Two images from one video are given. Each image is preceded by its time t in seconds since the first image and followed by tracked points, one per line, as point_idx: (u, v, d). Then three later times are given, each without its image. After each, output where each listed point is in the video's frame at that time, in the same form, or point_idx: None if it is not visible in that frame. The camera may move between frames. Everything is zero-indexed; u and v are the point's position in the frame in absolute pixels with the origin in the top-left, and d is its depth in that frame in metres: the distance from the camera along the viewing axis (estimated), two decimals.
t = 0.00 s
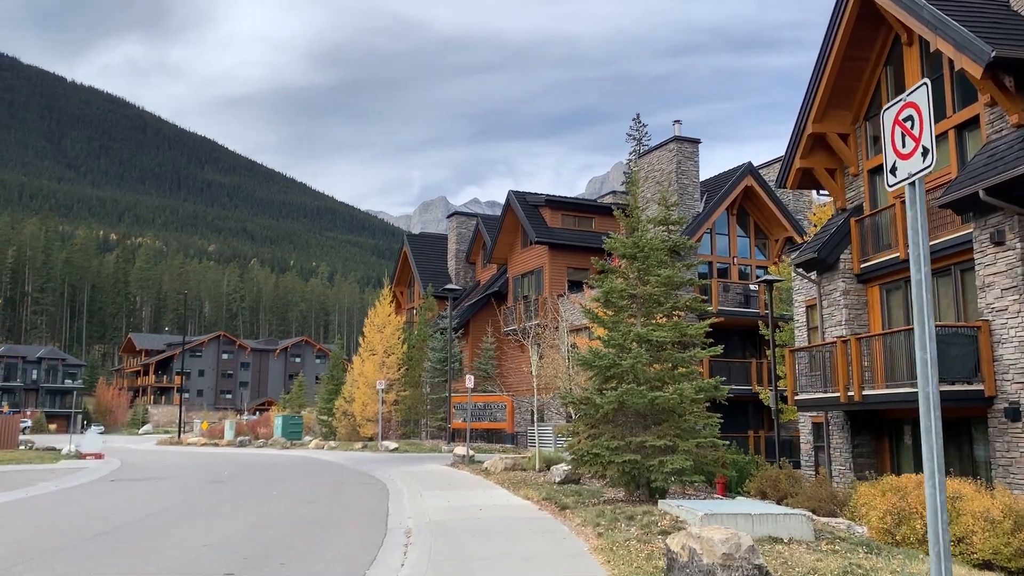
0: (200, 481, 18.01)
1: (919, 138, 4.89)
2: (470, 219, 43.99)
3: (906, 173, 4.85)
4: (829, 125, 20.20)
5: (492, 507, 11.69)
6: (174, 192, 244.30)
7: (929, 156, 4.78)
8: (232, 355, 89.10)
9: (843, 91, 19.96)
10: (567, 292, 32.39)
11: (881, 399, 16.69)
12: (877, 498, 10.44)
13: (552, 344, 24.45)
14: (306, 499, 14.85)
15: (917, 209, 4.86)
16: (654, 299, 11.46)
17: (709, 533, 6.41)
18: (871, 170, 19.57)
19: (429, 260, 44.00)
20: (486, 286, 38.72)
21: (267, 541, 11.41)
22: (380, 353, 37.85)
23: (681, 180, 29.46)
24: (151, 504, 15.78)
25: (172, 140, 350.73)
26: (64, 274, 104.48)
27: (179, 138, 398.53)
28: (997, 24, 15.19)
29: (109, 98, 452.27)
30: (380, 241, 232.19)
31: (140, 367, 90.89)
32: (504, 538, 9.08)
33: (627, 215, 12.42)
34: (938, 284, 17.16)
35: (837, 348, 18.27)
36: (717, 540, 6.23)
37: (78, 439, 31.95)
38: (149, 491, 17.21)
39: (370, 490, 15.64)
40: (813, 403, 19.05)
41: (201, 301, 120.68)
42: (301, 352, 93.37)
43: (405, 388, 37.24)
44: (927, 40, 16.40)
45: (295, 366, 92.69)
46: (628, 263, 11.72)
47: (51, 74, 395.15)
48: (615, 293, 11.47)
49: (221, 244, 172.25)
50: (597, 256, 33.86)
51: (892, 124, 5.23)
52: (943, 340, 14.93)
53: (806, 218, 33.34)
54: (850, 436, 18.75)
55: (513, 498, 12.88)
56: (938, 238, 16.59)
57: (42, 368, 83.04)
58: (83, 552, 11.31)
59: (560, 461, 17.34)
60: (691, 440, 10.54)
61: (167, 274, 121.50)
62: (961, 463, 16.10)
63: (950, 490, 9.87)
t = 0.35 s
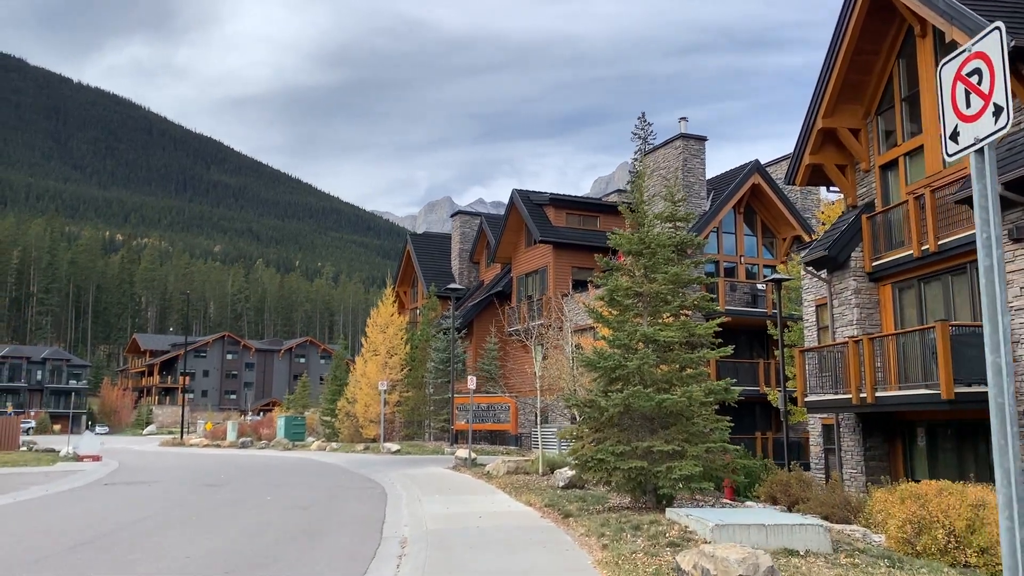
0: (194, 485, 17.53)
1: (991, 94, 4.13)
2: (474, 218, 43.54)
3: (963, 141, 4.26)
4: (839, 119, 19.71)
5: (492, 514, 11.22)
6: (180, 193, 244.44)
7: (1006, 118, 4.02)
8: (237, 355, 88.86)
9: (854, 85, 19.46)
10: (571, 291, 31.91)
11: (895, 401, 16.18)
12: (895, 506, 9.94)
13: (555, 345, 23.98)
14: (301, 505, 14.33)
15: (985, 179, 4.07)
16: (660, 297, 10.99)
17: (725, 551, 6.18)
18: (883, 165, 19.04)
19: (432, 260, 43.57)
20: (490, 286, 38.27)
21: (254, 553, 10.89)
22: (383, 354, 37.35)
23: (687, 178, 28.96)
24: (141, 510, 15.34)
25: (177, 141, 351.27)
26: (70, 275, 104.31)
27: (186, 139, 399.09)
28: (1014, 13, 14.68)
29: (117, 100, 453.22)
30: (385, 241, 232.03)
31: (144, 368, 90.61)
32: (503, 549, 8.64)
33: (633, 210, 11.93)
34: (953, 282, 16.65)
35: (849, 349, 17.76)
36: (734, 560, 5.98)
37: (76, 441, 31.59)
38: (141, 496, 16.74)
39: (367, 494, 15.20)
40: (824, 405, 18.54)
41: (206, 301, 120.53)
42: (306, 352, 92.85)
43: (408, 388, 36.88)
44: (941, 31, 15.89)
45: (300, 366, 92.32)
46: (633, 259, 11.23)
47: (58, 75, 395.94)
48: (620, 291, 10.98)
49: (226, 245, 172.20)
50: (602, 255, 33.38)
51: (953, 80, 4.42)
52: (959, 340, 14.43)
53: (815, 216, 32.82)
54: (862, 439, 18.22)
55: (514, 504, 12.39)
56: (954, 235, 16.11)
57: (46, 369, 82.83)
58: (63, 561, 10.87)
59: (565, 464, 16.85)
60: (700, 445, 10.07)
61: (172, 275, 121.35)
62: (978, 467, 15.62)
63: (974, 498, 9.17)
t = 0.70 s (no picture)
0: (192, 486, 17.03)
1: None
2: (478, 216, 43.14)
3: None
4: (852, 111, 19.22)
5: (494, 518, 10.77)
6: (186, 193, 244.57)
7: None
8: (242, 355, 88.64)
9: (867, 76, 18.98)
10: (577, 289, 31.43)
11: (911, 400, 15.69)
12: (918, 510, 9.47)
13: (561, 343, 23.51)
14: (300, 507, 13.90)
15: None
16: (670, 290, 10.53)
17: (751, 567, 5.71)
18: (897, 158, 18.55)
19: (437, 258, 43.17)
20: (494, 285, 37.82)
21: (250, 555, 10.42)
22: (386, 353, 36.86)
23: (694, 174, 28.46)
24: (134, 511, 14.91)
25: (184, 141, 351.72)
26: (75, 274, 104.18)
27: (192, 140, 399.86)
28: None
29: (123, 100, 454.36)
30: (391, 241, 231.84)
31: (149, 368, 90.32)
32: (505, 555, 8.19)
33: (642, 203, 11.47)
34: (971, 278, 16.15)
35: (863, 346, 17.28)
36: None
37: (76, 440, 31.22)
38: (136, 498, 16.23)
39: (367, 496, 14.77)
40: (837, 405, 18.06)
41: (211, 301, 120.35)
42: (310, 352, 92.91)
43: (412, 388, 36.51)
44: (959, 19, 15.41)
45: (305, 366, 91.91)
46: (641, 251, 10.79)
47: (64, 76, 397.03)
48: (628, 285, 10.51)
49: (232, 245, 172.17)
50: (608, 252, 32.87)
51: None
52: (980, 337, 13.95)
53: (824, 213, 32.29)
54: (875, 439, 17.74)
55: (519, 507, 11.95)
56: (971, 229, 15.62)
57: (51, 368, 82.62)
58: (48, 563, 10.43)
59: (572, 465, 16.41)
60: (713, 446, 9.61)
61: (178, 274, 121.19)
62: (998, 468, 15.13)
63: (1002, 501, 8.65)
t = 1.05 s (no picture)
0: (189, 486, 16.56)
1: None
2: (484, 214, 42.74)
3: None
4: (864, 102, 18.74)
5: (496, 520, 10.36)
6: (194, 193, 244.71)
7: None
8: (248, 355, 88.37)
9: (880, 66, 18.49)
10: (583, 286, 30.97)
11: (928, 397, 15.21)
12: (943, 512, 8.99)
13: (567, 341, 23.08)
14: (299, 507, 13.45)
15: None
16: (679, 283, 10.06)
17: None
18: (912, 150, 18.02)
19: (442, 256, 42.76)
20: (500, 283, 37.37)
21: (244, 555, 9.98)
22: (391, 351, 36.53)
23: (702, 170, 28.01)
24: (129, 512, 14.50)
25: (192, 142, 352.26)
26: (83, 274, 104.08)
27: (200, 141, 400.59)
28: None
29: (132, 102, 455.58)
30: (398, 241, 231.49)
31: (156, 367, 90.04)
32: (507, 560, 7.77)
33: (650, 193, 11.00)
34: (989, 272, 15.67)
35: (877, 342, 16.80)
36: None
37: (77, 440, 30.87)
38: (132, 499, 15.78)
39: (368, 497, 14.34)
40: (850, 403, 17.59)
41: (218, 301, 120.18)
42: (317, 351, 91.56)
43: (416, 387, 36.11)
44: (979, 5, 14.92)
45: (312, 366, 91.26)
46: (649, 242, 10.32)
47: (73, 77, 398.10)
48: (635, 278, 10.03)
49: (240, 245, 172.06)
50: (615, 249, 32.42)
51: None
52: (1000, 333, 13.47)
53: (835, 209, 31.74)
54: (891, 438, 17.25)
55: (522, 509, 11.51)
56: (989, 223, 15.14)
57: (58, 368, 82.42)
58: (34, 563, 10.04)
59: (579, 465, 15.97)
60: (726, 446, 9.16)
61: (185, 274, 121.00)
62: (1018, 468, 14.66)
63: None
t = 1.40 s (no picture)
0: (186, 490, 16.04)
1: None
2: (490, 213, 42.30)
3: None
4: (880, 95, 18.19)
5: (499, 529, 9.86)
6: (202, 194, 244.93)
7: None
8: (256, 355, 88.14)
9: (897, 57, 17.94)
10: (591, 285, 30.46)
11: (948, 398, 14.66)
12: (973, 523, 8.46)
13: (575, 340, 22.58)
14: (294, 512, 12.92)
15: None
16: (690, 280, 9.57)
17: None
18: (930, 144, 17.48)
19: (448, 256, 42.30)
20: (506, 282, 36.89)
21: (233, 562, 9.46)
22: (396, 351, 36.07)
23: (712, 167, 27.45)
24: (122, 517, 14.00)
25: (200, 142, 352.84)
26: (91, 275, 103.93)
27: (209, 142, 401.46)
28: None
29: (140, 104, 456.86)
30: (406, 241, 231.36)
31: (164, 368, 89.72)
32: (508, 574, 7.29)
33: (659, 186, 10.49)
34: (1011, 269, 15.12)
35: (895, 342, 16.26)
36: None
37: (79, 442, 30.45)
38: (128, 503, 15.28)
39: (368, 502, 13.84)
40: (867, 405, 17.03)
41: (226, 301, 119.99)
42: (325, 352, 92.54)
43: (422, 387, 35.67)
44: None
45: (318, 366, 91.68)
46: (660, 237, 9.82)
47: (82, 79, 399.43)
48: (645, 273, 9.53)
49: (248, 245, 172.06)
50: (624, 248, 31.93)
51: None
52: None
53: (847, 206, 31.11)
54: (908, 441, 16.70)
55: (527, 517, 11.01)
56: (1011, 218, 14.60)
57: (66, 369, 82.16)
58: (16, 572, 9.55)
59: (589, 469, 15.47)
60: (742, 450, 8.68)
61: (192, 274, 120.81)
62: None
63: None
